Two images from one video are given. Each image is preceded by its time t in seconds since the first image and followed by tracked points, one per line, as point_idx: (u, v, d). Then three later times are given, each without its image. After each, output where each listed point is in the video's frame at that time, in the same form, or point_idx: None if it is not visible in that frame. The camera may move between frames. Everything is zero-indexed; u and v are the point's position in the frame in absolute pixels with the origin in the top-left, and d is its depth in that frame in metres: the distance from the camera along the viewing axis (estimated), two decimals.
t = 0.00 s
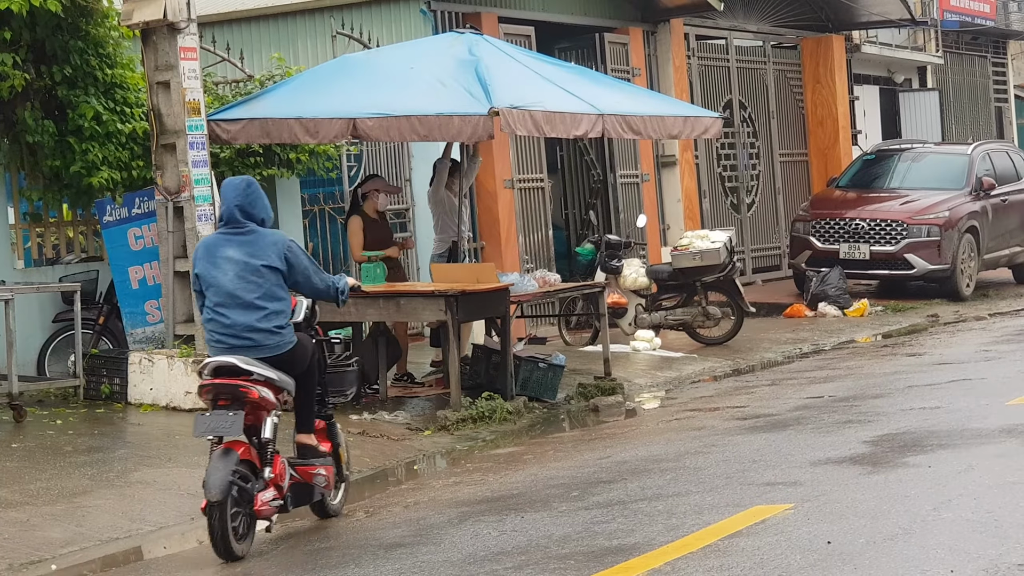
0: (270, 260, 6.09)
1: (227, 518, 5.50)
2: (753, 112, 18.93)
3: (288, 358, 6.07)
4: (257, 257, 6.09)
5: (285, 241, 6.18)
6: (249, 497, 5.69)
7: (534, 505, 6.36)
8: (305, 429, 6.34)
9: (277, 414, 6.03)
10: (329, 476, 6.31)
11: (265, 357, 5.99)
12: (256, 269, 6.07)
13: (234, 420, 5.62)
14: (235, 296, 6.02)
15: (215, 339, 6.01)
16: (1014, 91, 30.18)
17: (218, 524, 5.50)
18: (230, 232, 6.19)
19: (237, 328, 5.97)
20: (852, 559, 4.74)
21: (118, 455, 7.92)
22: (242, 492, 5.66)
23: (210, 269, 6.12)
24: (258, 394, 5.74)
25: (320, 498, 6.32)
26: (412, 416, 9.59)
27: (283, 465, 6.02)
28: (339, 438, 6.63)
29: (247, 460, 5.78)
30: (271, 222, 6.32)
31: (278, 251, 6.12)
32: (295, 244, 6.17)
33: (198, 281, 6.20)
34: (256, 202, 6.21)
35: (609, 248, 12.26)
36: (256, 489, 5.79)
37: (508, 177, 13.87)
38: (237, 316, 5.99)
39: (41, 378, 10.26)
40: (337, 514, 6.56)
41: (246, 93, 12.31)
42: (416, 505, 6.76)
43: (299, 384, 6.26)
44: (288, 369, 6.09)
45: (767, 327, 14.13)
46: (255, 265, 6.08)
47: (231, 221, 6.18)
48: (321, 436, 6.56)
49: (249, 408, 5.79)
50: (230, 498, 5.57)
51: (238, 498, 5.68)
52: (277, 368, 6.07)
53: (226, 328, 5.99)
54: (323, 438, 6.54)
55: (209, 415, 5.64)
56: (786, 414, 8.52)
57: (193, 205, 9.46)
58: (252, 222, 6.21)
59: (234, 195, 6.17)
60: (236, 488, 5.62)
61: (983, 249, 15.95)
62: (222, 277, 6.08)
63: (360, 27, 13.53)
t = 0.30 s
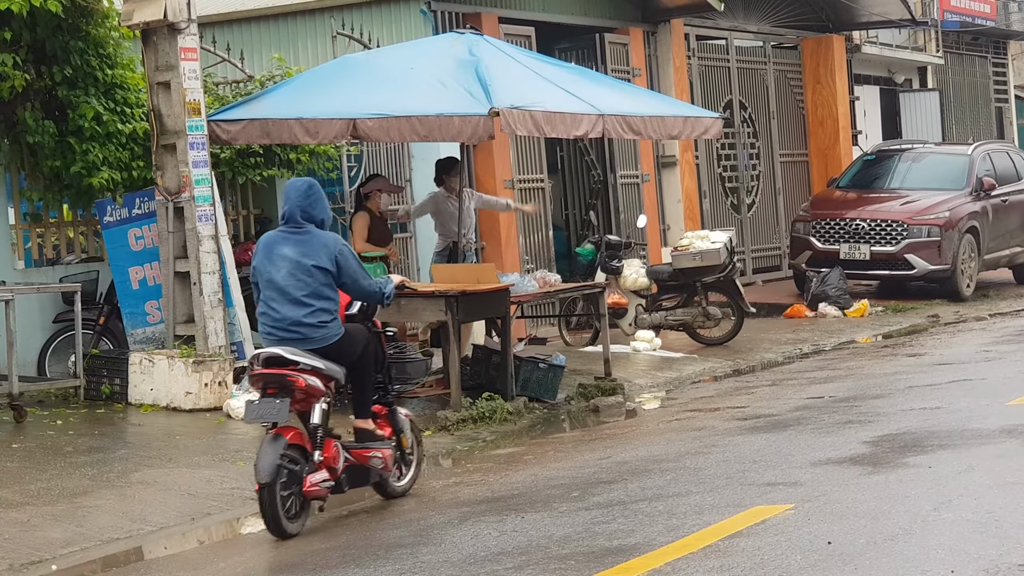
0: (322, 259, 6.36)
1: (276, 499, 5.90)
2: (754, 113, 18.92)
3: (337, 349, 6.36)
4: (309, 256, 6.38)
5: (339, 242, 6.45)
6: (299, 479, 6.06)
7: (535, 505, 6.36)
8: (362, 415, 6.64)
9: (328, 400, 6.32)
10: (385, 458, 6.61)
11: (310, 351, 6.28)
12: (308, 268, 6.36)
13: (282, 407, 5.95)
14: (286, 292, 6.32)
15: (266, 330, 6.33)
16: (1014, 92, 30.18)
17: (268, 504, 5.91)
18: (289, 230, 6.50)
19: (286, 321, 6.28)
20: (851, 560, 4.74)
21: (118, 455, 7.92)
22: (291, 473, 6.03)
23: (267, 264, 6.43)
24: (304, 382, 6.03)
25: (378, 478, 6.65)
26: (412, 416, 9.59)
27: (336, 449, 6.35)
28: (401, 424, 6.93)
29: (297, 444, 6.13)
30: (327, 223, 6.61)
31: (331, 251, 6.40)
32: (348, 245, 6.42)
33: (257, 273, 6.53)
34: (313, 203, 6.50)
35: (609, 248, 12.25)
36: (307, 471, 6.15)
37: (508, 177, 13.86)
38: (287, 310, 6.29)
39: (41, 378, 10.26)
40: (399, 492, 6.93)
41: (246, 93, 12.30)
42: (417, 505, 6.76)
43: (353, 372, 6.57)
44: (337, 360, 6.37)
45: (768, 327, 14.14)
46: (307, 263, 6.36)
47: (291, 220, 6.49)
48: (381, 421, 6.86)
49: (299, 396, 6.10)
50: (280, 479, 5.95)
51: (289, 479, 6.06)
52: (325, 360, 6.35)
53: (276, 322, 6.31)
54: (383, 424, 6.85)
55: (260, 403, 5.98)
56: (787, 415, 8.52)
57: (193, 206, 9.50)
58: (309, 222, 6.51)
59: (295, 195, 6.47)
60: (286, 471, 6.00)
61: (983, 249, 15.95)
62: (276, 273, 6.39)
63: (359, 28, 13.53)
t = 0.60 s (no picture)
0: (369, 255, 6.81)
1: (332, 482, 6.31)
2: (755, 114, 18.92)
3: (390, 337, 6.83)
4: (358, 252, 6.85)
5: (386, 236, 6.87)
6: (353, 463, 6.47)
7: (536, 506, 6.36)
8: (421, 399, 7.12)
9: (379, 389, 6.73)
10: (438, 443, 6.99)
11: (362, 341, 6.77)
12: (356, 263, 6.81)
13: (334, 396, 6.39)
14: (336, 287, 6.79)
15: (320, 323, 6.85)
16: (1016, 93, 30.17)
17: (324, 487, 6.33)
18: (340, 227, 6.97)
19: (336, 315, 6.77)
20: (853, 560, 4.74)
21: (120, 456, 7.93)
22: (346, 458, 6.46)
23: (319, 261, 6.93)
24: (355, 371, 6.47)
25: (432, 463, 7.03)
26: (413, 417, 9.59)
27: (388, 434, 6.74)
28: (454, 409, 7.33)
29: (351, 431, 6.55)
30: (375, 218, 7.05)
31: (377, 245, 6.83)
32: (394, 238, 6.83)
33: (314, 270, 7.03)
34: (358, 201, 6.95)
35: (610, 249, 12.25)
36: (360, 456, 6.55)
37: (509, 178, 13.86)
38: (338, 304, 6.79)
39: (43, 379, 10.27)
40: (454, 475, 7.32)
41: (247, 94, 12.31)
42: (418, 506, 6.76)
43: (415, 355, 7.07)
44: (389, 349, 6.85)
45: (770, 328, 14.14)
46: (355, 259, 6.83)
47: (340, 218, 6.95)
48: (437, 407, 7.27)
49: (352, 385, 6.52)
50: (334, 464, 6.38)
51: (343, 463, 6.49)
52: (378, 348, 6.84)
53: (328, 315, 6.81)
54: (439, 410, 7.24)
55: (314, 393, 6.43)
56: (788, 416, 8.52)
57: (193, 207, 9.50)
58: (356, 219, 6.96)
59: (342, 194, 6.93)
60: (340, 455, 6.43)
61: (985, 250, 15.95)
62: (328, 268, 6.87)
63: (361, 29, 13.53)
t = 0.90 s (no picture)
0: (419, 248, 7.23)
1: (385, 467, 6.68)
2: (756, 112, 18.91)
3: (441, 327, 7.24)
4: (407, 246, 7.26)
5: (433, 230, 7.32)
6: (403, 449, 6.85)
7: (538, 505, 6.36)
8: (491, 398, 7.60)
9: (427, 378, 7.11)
10: (478, 430, 7.42)
11: (415, 331, 7.16)
12: (407, 257, 7.22)
13: (386, 384, 6.79)
14: (389, 280, 7.18)
15: (372, 315, 7.21)
16: (1018, 91, 30.14)
17: (376, 471, 6.69)
18: (386, 224, 7.37)
19: (390, 306, 7.15)
20: (855, 559, 4.74)
21: (122, 455, 7.93)
22: (396, 443, 6.84)
23: (369, 256, 7.30)
24: (406, 361, 6.86)
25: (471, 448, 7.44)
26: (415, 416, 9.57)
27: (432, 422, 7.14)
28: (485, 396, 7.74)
29: (400, 418, 6.92)
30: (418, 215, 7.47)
31: (426, 239, 7.27)
32: (441, 232, 7.29)
33: (360, 265, 7.41)
34: (404, 198, 7.35)
35: (612, 248, 12.24)
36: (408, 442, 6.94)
37: (510, 177, 13.86)
38: (390, 296, 7.17)
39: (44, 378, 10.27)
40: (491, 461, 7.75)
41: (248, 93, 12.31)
42: (419, 505, 6.76)
43: (471, 350, 7.45)
44: (438, 340, 7.26)
45: (771, 327, 14.14)
46: (406, 252, 7.23)
47: (387, 215, 7.35)
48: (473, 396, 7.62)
49: (401, 374, 6.91)
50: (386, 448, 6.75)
51: (393, 448, 6.86)
52: (428, 339, 7.23)
53: (381, 307, 7.18)
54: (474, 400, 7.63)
55: (367, 381, 6.82)
56: (790, 414, 8.52)
57: (195, 206, 9.49)
58: (403, 216, 7.37)
59: (388, 193, 7.32)
60: (391, 440, 6.81)
61: (987, 248, 15.94)
62: (379, 263, 7.25)
63: (362, 28, 13.53)
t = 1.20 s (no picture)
0: (461, 244, 7.53)
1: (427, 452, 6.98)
2: (757, 111, 18.90)
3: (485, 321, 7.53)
4: (449, 242, 7.56)
5: (474, 227, 7.60)
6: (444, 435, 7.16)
7: (539, 504, 6.36)
8: (531, 424, 7.84)
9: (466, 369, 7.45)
10: (515, 419, 7.78)
11: (457, 324, 7.47)
12: (449, 253, 7.52)
13: (429, 373, 7.09)
14: (432, 275, 7.48)
15: (418, 309, 7.53)
16: (1019, 90, 30.11)
17: (419, 457, 6.99)
18: (428, 222, 7.67)
19: (435, 300, 7.47)
20: (856, 558, 4.74)
21: (124, 456, 7.93)
22: (438, 430, 7.16)
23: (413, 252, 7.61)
24: (446, 351, 7.20)
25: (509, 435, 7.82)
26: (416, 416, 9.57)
27: (471, 410, 7.48)
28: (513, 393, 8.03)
29: (442, 406, 7.24)
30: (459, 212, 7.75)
31: (468, 236, 7.56)
32: (482, 229, 7.57)
33: (405, 261, 7.73)
34: (445, 196, 7.64)
35: (613, 248, 12.13)
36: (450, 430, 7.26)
37: (511, 177, 13.86)
38: (435, 290, 7.48)
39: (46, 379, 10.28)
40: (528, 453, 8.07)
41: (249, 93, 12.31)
42: (421, 505, 6.76)
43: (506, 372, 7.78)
44: (477, 333, 7.54)
45: (772, 326, 14.14)
46: (448, 248, 7.54)
47: (429, 212, 7.64)
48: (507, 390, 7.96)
49: (442, 364, 7.26)
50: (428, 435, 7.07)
51: (435, 435, 7.18)
52: (469, 331, 7.53)
53: (426, 301, 7.50)
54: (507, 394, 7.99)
55: (410, 370, 7.11)
56: (791, 414, 8.52)
57: (196, 207, 9.49)
58: (444, 213, 7.66)
59: (430, 191, 7.60)
60: (433, 428, 7.12)
61: (988, 247, 15.93)
62: (422, 258, 7.56)
63: (363, 29, 13.53)
